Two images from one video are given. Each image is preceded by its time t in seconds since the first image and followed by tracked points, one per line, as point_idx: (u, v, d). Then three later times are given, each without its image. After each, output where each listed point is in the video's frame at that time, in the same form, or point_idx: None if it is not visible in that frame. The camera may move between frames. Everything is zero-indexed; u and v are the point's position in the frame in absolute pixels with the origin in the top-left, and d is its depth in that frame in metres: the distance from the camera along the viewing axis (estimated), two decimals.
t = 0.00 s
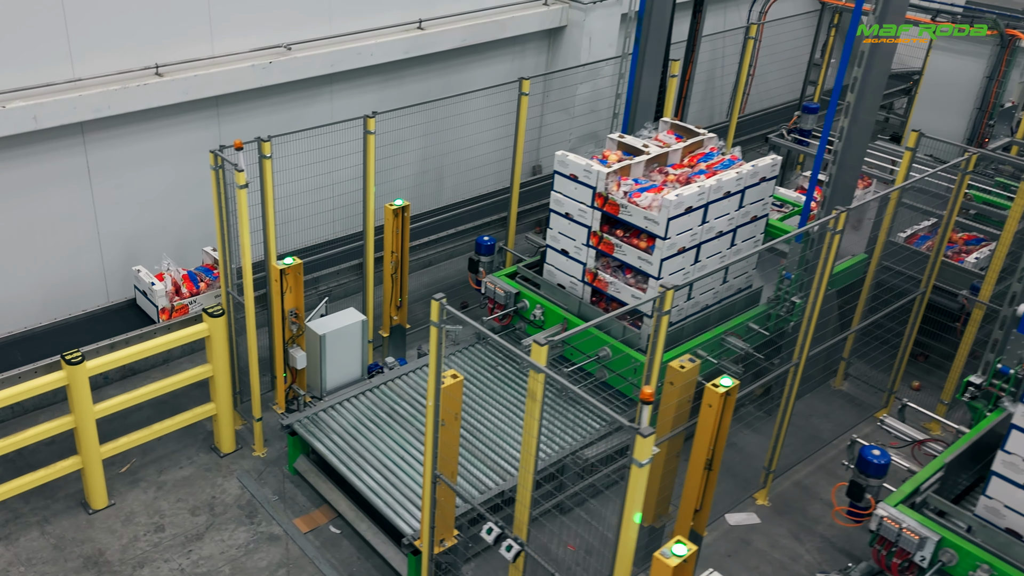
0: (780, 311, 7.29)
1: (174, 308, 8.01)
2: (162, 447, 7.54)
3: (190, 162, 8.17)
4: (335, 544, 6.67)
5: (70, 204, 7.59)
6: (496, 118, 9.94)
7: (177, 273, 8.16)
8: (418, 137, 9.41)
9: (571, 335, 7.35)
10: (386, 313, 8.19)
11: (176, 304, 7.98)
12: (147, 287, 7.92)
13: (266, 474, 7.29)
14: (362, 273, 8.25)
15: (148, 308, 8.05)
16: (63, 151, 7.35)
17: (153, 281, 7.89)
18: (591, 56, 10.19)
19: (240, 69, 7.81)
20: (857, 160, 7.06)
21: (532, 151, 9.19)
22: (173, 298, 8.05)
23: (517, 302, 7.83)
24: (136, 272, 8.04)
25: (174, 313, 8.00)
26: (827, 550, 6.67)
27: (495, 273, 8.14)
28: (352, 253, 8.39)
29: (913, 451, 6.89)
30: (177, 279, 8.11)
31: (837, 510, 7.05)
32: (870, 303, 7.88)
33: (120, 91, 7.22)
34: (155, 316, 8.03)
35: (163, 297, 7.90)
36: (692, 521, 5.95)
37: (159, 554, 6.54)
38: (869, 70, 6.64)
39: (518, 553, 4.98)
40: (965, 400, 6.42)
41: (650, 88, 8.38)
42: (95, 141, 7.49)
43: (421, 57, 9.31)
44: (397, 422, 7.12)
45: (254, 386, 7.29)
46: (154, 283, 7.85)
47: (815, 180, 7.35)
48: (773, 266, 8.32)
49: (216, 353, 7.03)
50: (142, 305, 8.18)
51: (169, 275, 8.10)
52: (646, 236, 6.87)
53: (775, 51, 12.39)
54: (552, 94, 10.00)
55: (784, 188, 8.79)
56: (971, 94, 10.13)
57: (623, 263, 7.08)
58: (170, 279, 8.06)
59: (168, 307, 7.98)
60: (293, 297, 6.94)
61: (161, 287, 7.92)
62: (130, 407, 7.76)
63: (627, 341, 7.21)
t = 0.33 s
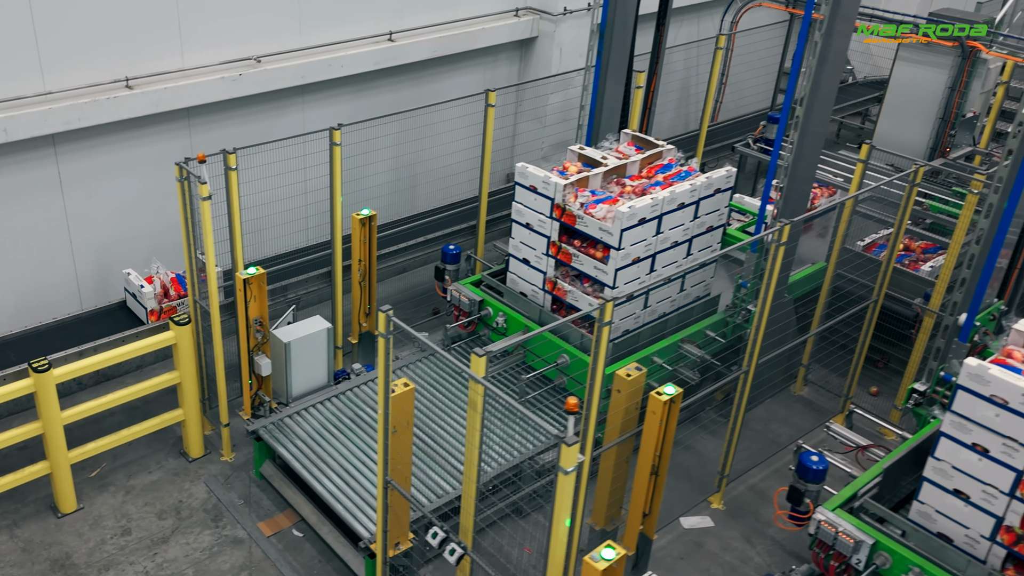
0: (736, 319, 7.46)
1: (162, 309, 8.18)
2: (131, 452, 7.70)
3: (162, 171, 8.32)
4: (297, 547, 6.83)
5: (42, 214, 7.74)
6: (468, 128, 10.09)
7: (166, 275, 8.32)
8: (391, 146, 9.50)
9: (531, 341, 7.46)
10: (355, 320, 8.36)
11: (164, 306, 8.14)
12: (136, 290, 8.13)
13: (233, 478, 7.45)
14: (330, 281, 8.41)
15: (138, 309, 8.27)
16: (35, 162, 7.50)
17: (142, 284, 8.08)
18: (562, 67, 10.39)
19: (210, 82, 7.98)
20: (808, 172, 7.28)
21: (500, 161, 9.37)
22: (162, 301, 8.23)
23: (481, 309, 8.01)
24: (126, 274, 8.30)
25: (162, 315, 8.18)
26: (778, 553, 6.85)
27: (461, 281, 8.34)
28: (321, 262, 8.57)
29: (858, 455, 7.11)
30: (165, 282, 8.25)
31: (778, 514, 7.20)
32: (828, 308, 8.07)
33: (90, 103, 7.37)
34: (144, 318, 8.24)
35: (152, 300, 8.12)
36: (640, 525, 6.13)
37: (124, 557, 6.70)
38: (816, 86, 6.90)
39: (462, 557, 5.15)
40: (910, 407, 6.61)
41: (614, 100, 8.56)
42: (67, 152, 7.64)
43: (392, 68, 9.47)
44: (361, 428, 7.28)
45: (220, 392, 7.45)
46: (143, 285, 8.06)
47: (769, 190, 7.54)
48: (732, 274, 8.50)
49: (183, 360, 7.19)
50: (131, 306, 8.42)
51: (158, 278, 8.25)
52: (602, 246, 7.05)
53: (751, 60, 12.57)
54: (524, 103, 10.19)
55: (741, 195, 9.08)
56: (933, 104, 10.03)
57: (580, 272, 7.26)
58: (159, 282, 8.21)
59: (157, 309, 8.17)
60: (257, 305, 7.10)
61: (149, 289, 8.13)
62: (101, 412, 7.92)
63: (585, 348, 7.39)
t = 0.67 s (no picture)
0: (702, 326, 7.60)
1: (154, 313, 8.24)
2: (108, 457, 7.83)
3: (140, 180, 8.45)
4: (267, 551, 6.96)
5: (20, 223, 7.85)
6: (446, 136, 10.21)
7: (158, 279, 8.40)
8: (370, 154, 9.60)
9: (498, 347, 7.58)
10: (330, 326, 8.51)
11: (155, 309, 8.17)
12: (129, 293, 8.24)
13: (206, 483, 7.58)
14: (306, 289, 8.54)
15: (131, 312, 8.37)
16: (11, 173, 7.61)
17: (134, 287, 8.18)
18: (539, 76, 10.54)
19: (186, 93, 8.11)
20: (770, 183, 7.43)
21: (475, 170, 9.52)
22: (154, 303, 8.24)
23: (453, 316, 8.17)
24: (119, 278, 8.40)
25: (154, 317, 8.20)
26: (738, 556, 7.00)
27: (434, 289, 8.48)
28: (296, 269, 8.72)
29: (813, 460, 7.31)
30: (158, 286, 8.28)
31: (733, 518, 7.34)
32: (794, 314, 8.22)
33: (66, 115, 7.50)
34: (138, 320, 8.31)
35: (144, 302, 8.16)
36: (599, 529, 6.29)
37: (97, 560, 6.83)
38: (776, 99, 7.04)
39: (418, 562, 5.32)
40: (867, 413, 6.73)
41: (585, 111, 8.72)
42: (44, 163, 7.76)
43: (368, 78, 9.59)
44: (332, 433, 7.42)
45: (194, 399, 7.58)
46: (134, 289, 8.17)
47: (733, 199, 7.69)
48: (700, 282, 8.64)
49: (156, 368, 7.32)
50: (125, 310, 8.53)
51: (152, 281, 8.33)
52: (567, 255, 7.21)
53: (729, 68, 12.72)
54: (503, 112, 10.35)
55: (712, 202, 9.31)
56: (903, 113, 10.21)
57: (546, 280, 7.42)
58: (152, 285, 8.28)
59: (149, 311, 8.21)
60: (229, 314, 7.23)
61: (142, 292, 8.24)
62: (79, 418, 8.06)
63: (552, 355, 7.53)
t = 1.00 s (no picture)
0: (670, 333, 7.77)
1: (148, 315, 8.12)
2: (87, 462, 7.96)
3: (120, 188, 8.57)
4: (241, 554, 7.09)
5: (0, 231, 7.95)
6: (426, 144, 10.34)
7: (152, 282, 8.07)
8: (351, 162, 9.71)
9: (471, 354, 7.72)
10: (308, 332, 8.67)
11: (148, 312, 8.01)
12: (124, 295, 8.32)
13: (184, 487, 7.72)
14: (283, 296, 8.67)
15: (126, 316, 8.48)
16: None
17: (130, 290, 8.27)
18: (517, 85, 10.69)
19: (166, 103, 8.25)
20: (737, 193, 7.55)
21: (453, 178, 9.68)
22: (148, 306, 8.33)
23: (428, 323, 8.31)
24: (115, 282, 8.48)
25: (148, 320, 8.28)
26: (703, 558, 7.14)
27: (409, 296, 8.62)
28: (274, 276, 8.85)
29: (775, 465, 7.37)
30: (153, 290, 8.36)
31: (693, 523, 7.48)
32: (764, 319, 8.37)
33: (45, 126, 7.62)
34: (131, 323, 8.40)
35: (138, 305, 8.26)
36: (564, 533, 6.44)
37: (74, 563, 6.96)
38: (739, 111, 7.14)
39: (381, 565, 5.48)
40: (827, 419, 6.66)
41: (560, 120, 8.87)
42: (24, 173, 7.87)
43: (349, 87, 9.72)
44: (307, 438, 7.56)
45: (172, 405, 7.71)
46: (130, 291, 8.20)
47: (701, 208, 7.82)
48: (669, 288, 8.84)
49: (134, 375, 7.46)
50: (120, 313, 8.64)
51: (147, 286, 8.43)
52: (536, 263, 7.36)
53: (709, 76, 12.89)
54: (483, 121, 10.46)
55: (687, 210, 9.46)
56: (876, 121, 10.41)
57: (517, 288, 7.57)
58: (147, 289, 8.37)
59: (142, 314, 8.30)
60: (205, 321, 7.36)
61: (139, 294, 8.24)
62: (59, 423, 8.18)
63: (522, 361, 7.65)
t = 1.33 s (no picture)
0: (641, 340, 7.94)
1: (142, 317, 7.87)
2: (69, 466, 8.07)
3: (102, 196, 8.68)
4: (217, 557, 7.21)
5: None
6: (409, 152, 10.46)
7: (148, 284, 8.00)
8: (333, 170, 9.82)
9: (446, 359, 7.84)
10: (289, 338, 8.80)
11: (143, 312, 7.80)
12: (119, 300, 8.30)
13: (163, 491, 7.84)
14: (263, 302, 8.80)
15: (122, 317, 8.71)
16: None
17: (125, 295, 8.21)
18: (498, 93, 10.80)
19: (147, 112, 8.37)
20: (706, 202, 7.68)
21: (433, 185, 9.81)
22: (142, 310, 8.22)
23: (406, 329, 8.43)
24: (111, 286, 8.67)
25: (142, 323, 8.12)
26: (672, 561, 7.26)
27: (387, 302, 8.74)
28: (255, 282, 8.97)
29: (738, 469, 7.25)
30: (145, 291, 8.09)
31: (657, 526, 7.59)
32: (736, 323, 8.52)
33: (27, 135, 7.74)
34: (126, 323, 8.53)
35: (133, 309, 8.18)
36: (532, 536, 6.58)
37: (53, 566, 7.08)
38: (707, 122, 7.24)
39: (347, 570, 5.62)
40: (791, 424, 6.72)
41: (536, 129, 9.00)
42: (6, 181, 7.97)
43: (330, 95, 9.83)
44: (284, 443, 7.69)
45: (152, 410, 7.84)
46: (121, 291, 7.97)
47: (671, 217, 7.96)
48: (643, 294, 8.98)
49: (114, 381, 7.58)
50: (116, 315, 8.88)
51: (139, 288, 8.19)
52: (509, 271, 7.50)
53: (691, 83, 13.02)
54: (465, 128, 10.61)
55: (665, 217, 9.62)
56: (852, 128, 10.57)
57: (490, 295, 7.71)
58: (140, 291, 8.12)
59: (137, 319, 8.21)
60: (183, 328, 7.50)
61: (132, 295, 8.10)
62: (42, 428, 8.29)
63: (496, 366, 7.77)
